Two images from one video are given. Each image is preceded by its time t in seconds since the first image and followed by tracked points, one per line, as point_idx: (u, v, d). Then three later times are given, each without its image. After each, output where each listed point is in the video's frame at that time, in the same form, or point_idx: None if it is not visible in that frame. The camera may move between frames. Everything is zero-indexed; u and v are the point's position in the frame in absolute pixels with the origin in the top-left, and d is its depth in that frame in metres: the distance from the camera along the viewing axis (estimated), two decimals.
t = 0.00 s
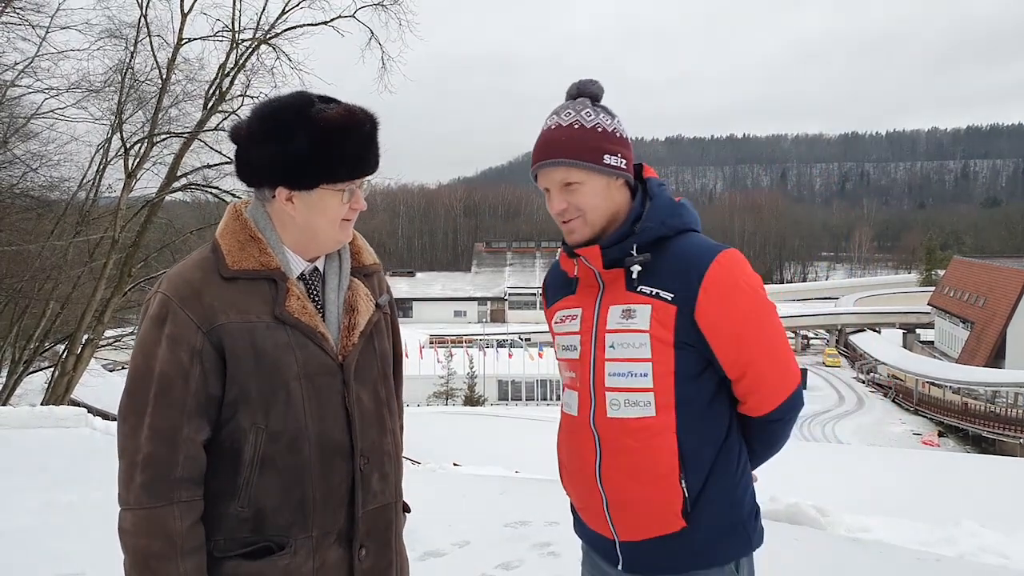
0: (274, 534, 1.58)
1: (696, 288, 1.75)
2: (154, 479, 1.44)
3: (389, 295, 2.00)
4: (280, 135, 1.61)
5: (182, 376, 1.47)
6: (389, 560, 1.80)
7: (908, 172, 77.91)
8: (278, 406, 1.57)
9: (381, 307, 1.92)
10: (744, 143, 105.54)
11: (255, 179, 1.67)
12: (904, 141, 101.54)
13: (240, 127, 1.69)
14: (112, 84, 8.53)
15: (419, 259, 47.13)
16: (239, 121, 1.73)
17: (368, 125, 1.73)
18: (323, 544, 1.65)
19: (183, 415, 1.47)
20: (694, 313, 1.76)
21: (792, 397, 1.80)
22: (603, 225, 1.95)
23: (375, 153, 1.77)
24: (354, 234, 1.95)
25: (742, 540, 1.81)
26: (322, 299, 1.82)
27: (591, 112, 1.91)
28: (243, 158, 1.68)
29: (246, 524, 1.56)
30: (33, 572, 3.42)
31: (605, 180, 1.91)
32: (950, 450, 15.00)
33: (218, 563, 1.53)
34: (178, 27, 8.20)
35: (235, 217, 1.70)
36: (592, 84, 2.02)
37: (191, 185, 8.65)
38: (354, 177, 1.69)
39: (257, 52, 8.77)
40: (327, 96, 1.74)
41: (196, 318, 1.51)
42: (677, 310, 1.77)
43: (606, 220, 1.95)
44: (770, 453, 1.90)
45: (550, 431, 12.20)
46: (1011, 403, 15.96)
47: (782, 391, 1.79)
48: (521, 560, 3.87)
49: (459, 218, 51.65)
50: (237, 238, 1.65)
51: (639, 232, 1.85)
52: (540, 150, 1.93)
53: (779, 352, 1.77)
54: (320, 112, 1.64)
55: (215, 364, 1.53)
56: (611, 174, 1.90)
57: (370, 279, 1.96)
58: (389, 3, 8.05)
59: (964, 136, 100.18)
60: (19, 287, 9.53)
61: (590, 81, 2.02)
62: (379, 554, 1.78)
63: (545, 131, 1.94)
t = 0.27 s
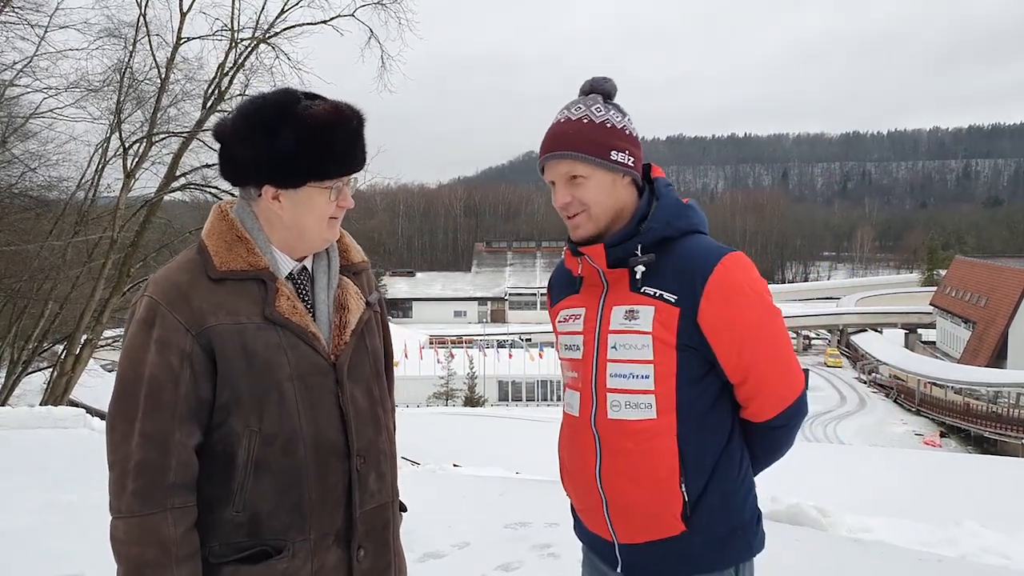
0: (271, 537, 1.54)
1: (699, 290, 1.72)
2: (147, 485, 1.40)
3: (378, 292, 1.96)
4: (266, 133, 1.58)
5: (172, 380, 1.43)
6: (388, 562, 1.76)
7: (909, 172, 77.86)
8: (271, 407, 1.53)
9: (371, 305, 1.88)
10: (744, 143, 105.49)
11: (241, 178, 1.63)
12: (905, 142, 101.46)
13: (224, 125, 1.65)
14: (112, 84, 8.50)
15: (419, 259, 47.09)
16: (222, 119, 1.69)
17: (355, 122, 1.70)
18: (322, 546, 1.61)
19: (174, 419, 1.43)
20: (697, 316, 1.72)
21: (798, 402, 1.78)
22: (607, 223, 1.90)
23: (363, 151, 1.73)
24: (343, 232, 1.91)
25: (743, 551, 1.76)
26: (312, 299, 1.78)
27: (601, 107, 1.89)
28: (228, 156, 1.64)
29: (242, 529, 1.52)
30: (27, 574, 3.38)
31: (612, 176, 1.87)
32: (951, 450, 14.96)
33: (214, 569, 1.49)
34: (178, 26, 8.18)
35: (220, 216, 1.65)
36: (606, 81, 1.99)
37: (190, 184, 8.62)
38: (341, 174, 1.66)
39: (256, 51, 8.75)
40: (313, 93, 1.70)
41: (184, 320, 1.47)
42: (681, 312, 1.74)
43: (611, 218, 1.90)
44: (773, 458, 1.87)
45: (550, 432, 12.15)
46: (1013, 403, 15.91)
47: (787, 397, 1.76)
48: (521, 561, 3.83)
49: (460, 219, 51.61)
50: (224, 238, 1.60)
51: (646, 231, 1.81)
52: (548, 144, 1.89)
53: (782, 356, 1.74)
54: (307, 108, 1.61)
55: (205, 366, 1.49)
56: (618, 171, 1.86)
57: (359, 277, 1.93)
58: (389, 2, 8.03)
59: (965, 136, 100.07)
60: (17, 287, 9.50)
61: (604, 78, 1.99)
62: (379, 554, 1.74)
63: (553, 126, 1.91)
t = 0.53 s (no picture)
0: (269, 540, 1.57)
1: (728, 303, 1.74)
2: (142, 491, 1.41)
3: (372, 292, 2.01)
4: (255, 131, 1.58)
5: (167, 383, 1.45)
6: (384, 561, 1.81)
7: (909, 172, 77.88)
8: (267, 409, 1.55)
9: (365, 305, 1.92)
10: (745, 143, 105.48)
11: (231, 178, 1.64)
12: (905, 141, 101.44)
13: (213, 123, 1.65)
14: (114, 84, 8.53)
15: (420, 258, 47.16)
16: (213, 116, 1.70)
17: (347, 120, 1.71)
18: (320, 548, 1.65)
19: (169, 423, 1.45)
20: (724, 328, 1.75)
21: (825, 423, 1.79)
22: (638, 224, 1.95)
23: (356, 149, 1.75)
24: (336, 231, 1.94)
25: (760, 561, 1.84)
26: (306, 298, 1.81)
27: (638, 103, 1.93)
28: (218, 155, 1.65)
29: (237, 532, 1.54)
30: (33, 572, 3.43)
31: (645, 175, 1.91)
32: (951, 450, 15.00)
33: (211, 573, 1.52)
34: (180, 26, 8.20)
35: (213, 216, 1.66)
36: (649, 74, 2.02)
37: (191, 185, 8.65)
38: (335, 173, 1.67)
39: (258, 52, 8.78)
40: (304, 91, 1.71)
41: (178, 322, 1.48)
42: (708, 322, 1.77)
43: (642, 219, 1.96)
44: (801, 475, 1.87)
45: (551, 432, 12.20)
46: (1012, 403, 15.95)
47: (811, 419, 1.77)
48: (522, 561, 3.87)
49: (461, 218, 51.67)
50: (217, 239, 1.62)
51: (678, 236, 1.84)
52: (583, 139, 1.94)
53: (812, 375, 1.75)
54: (298, 107, 1.62)
55: (201, 368, 1.51)
56: (652, 171, 1.90)
57: (352, 277, 1.97)
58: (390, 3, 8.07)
59: (965, 135, 99.98)
60: (20, 286, 9.55)
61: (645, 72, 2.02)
62: (375, 554, 1.78)
63: (590, 120, 1.95)
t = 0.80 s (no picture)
0: (271, 545, 1.57)
1: (767, 317, 1.83)
2: (143, 497, 1.42)
3: (372, 293, 2.02)
4: (252, 134, 1.58)
5: (168, 389, 1.45)
6: (386, 564, 1.81)
7: (910, 173, 77.81)
8: (270, 412, 1.56)
9: (365, 306, 1.93)
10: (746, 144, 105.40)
11: (230, 180, 1.65)
12: (906, 142, 101.41)
13: (210, 125, 1.66)
14: (115, 84, 8.54)
15: (420, 259, 47.12)
16: (211, 117, 1.70)
17: (346, 120, 1.72)
18: (323, 551, 1.65)
19: (170, 428, 1.45)
20: (760, 345, 1.85)
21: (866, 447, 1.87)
22: (681, 225, 2.06)
23: (355, 148, 1.76)
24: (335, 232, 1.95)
25: None
26: (306, 300, 1.82)
27: (690, 100, 2.01)
28: (216, 155, 1.65)
29: (240, 537, 1.55)
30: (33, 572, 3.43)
31: (691, 176, 2.00)
32: (951, 450, 15.00)
33: None
34: (181, 27, 8.23)
35: (212, 217, 1.67)
36: (704, 66, 2.09)
37: (193, 185, 8.67)
38: (334, 174, 1.68)
39: (259, 52, 8.79)
40: (303, 90, 1.72)
41: (178, 326, 1.49)
42: (742, 335, 1.87)
43: (686, 220, 2.05)
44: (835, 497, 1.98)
45: (552, 432, 12.20)
46: (1012, 403, 15.95)
47: (850, 445, 1.85)
48: (524, 561, 3.88)
49: (461, 218, 51.64)
50: (216, 241, 1.62)
51: (719, 242, 1.93)
52: (629, 134, 2.04)
53: (853, 402, 1.83)
54: (295, 107, 1.62)
55: (201, 372, 1.51)
56: (699, 171, 2.00)
57: (352, 277, 1.98)
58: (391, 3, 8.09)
59: (966, 136, 99.92)
60: (20, 286, 9.55)
61: (700, 65, 2.08)
62: (377, 557, 1.79)
63: (638, 113, 2.05)
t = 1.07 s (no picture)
0: (282, 549, 1.54)
1: (789, 321, 1.80)
2: (154, 504, 1.39)
3: (379, 294, 1.98)
4: (258, 136, 1.55)
5: (177, 393, 1.42)
6: (397, 567, 1.78)
7: (911, 174, 77.76)
8: (281, 414, 1.53)
9: (372, 307, 1.89)
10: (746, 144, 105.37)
11: (235, 181, 1.62)
12: (907, 143, 101.35)
13: (216, 128, 1.63)
14: (115, 83, 8.51)
15: (421, 259, 47.10)
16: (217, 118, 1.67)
17: (353, 120, 1.68)
18: (335, 555, 1.62)
19: (179, 433, 1.42)
20: (782, 349, 1.82)
21: (888, 458, 1.84)
22: (708, 226, 2.03)
23: (362, 149, 1.71)
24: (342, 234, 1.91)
25: None
26: (312, 301, 1.78)
27: (720, 100, 2.00)
28: (220, 157, 1.63)
29: (251, 542, 1.52)
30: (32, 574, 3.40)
31: (720, 178, 1.98)
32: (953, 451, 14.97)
33: None
34: (181, 26, 8.20)
35: (217, 219, 1.64)
36: (733, 68, 2.07)
37: (193, 184, 8.64)
38: (342, 175, 1.65)
39: (260, 50, 8.76)
40: (309, 91, 1.68)
41: (187, 329, 1.46)
42: (763, 337, 1.84)
43: (714, 222, 2.03)
44: (853, 509, 1.94)
45: (553, 432, 12.16)
46: (1014, 404, 15.91)
47: (870, 455, 1.82)
48: (528, 563, 3.85)
49: (461, 218, 51.63)
50: (222, 244, 1.59)
51: (746, 244, 1.90)
52: (657, 134, 2.03)
53: (876, 411, 1.79)
54: (302, 108, 1.58)
55: (209, 377, 1.48)
56: (727, 173, 1.97)
57: (358, 279, 1.94)
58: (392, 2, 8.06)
59: (967, 137, 99.81)
60: (20, 286, 9.53)
61: (730, 66, 2.07)
62: (388, 560, 1.76)
63: (667, 114, 2.03)
